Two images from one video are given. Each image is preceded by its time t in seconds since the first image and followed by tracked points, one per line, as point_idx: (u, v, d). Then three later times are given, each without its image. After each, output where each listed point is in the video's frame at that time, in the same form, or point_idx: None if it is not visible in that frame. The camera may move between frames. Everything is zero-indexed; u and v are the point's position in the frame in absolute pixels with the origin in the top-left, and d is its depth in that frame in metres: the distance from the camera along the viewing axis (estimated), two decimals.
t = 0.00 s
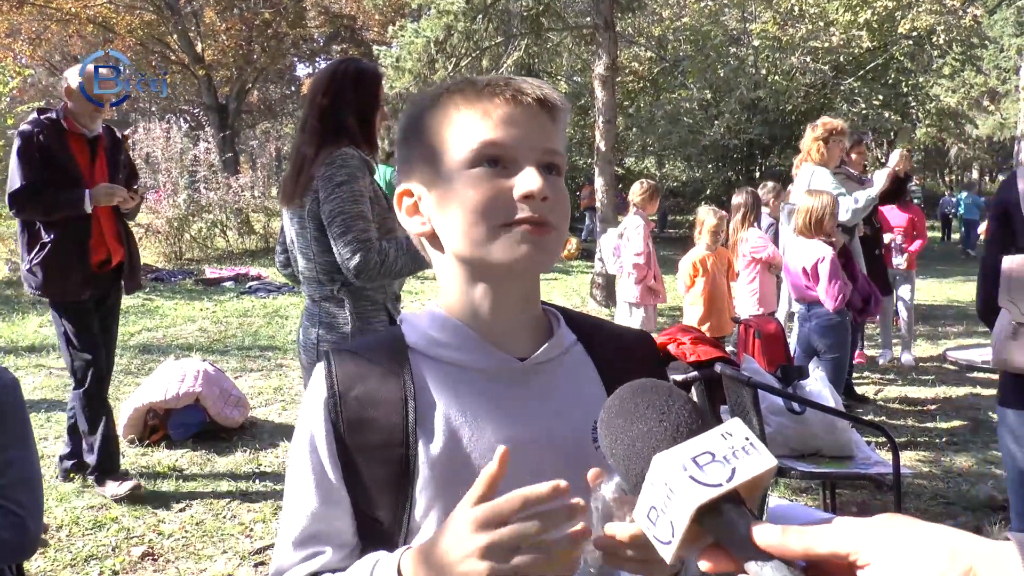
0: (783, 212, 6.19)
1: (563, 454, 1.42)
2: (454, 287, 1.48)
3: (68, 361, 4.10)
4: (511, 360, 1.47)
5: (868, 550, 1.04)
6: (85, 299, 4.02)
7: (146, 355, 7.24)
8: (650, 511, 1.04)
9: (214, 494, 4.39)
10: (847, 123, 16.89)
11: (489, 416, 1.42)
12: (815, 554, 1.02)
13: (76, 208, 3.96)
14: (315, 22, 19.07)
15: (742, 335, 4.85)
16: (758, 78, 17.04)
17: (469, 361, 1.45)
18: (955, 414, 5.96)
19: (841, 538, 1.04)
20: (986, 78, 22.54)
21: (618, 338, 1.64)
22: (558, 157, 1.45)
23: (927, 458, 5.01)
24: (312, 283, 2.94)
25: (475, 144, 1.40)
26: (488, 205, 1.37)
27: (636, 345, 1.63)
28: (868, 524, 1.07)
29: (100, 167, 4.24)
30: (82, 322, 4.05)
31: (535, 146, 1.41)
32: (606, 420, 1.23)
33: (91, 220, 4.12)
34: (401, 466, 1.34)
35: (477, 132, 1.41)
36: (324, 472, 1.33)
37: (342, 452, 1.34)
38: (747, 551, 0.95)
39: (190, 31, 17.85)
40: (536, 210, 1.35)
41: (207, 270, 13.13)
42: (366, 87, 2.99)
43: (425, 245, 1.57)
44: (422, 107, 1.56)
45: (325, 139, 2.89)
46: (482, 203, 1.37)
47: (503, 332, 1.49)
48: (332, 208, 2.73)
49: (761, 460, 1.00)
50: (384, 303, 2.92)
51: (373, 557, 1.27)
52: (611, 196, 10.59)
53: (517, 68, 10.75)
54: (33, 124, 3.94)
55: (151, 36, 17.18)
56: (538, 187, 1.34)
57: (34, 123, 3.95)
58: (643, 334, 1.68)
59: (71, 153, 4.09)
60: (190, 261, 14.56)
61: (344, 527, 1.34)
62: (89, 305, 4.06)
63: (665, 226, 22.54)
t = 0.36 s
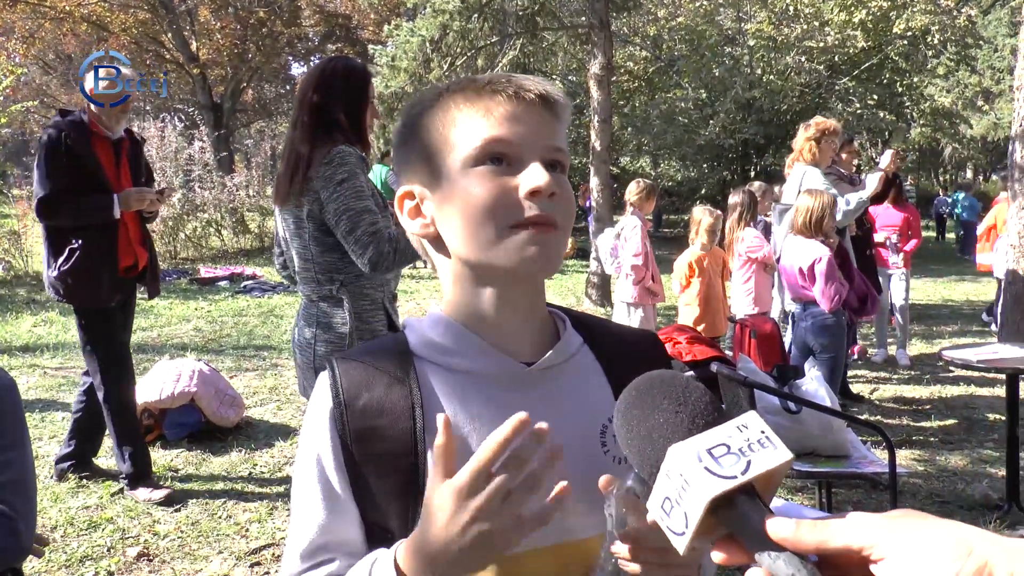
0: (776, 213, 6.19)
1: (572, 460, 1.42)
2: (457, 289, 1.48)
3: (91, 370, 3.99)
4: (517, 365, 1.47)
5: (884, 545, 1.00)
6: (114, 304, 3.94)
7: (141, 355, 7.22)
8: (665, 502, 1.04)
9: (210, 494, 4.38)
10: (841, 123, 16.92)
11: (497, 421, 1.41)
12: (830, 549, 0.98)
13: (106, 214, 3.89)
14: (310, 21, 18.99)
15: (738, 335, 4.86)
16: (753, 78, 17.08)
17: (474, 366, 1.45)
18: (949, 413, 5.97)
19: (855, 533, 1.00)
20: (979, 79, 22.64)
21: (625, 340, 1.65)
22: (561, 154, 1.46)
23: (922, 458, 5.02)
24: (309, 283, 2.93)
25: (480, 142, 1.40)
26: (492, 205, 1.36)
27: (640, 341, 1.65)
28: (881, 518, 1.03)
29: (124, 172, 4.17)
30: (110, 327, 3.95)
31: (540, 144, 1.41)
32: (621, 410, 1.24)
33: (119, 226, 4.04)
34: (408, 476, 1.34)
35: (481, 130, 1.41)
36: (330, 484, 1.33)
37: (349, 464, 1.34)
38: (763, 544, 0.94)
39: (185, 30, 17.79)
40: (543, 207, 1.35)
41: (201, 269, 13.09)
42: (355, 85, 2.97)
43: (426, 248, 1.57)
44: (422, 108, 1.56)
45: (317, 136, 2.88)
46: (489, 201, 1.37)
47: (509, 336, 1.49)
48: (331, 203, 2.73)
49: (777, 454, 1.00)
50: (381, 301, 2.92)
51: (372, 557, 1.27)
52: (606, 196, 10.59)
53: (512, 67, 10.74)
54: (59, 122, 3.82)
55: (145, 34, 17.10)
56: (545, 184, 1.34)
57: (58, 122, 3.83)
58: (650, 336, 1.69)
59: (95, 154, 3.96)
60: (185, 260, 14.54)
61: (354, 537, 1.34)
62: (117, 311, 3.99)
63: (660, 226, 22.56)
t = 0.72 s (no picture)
0: (770, 214, 6.22)
1: (565, 461, 1.42)
2: (444, 291, 1.48)
3: (111, 372, 3.89)
4: (507, 367, 1.47)
5: (896, 538, 1.04)
6: (143, 304, 3.88)
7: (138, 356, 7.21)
8: (677, 497, 1.05)
9: (209, 494, 4.38)
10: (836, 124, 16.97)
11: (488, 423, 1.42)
12: (842, 541, 1.01)
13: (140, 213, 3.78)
14: (306, 22, 18.97)
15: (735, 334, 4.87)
16: (749, 78, 17.15)
17: (462, 370, 1.45)
18: (945, 412, 5.99)
19: (868, 527, 1.04)
20: (974, 80, 22.75)
21: (613, 340, 1.66)
22: (550, 160, 1.46)
23: (918, 456, 5.04)
24: (307, 282, 2.94)
25: (468, 146, 1.40)
26: (479, 209, 1.37)
27: (636, 343, 1.67)
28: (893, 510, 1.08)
29: (151, 171, 4.09)
30: (135, 329, 3.87)
31: (529, 151, 1.41)
32: (637, 406, 1.27)
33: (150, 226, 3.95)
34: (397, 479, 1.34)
35: (469, 135, 1.41)
36: (316, 489, 1.34)
37: (336, 469, 1.34)
38: (774, 538, 0.95)
39: (181, 31, 17.77)
40: (531, 215, 1.36)
41: (199, 270, 13.05)
42: (350, 84, 2.96)
43: (412, 247, 1.57)
44: (414, 105, 1.56)
45: (311, 132, 2.87)
46: (477, 207, 1.37)
47: (496, 338, 1.50)
48: (338, 197, 2.73)
49: (788, 448, 1.01)
50: (377, 299, 2.93)
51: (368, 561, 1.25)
52: (602, 196, 10.61)
53: (508, 68, 10.77)
54: (92, 118, 3.72)
55: (141, 35, 17.06)
56: (533, 192, 1.35)
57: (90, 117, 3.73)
58: (636, 335, 1.71)
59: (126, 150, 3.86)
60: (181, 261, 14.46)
61: (346, 539, 1.34)
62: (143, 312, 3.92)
63: (656, 227, 22.59)
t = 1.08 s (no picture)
0: (767, 213, 6.24)
1: (548, 478, 1.39)
2: (428, 307, 1.46)
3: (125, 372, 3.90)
4: (494, 379, 1.43)
5: (905, 538, 1.07)
6: (162, 309, 3.83)
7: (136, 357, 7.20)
8: (686, 502, 1.06)
9: (208, 494, 4.38)
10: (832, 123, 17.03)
11: (472, 437, 1.38)
12: (853, 543, 1.04)
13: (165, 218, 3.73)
14: (301, 22, 18.91)
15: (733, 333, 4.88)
16: (744, 78, 17.19)
17: (447, 383, 1.41)
18: (942, 409, 6.01)
19: (878, 527, 1.06)
20: (967, 78, 22.86)
21: (606, 350, 1.60)
22: (538, 178, 1.44)
23: (916, 453, 5.05)
24: (309, 280, 2.95)
25: (454, 164, 1.38)
26: (464, 228, 1.35)
27: (629, 354, 1.60)
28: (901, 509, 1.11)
29: (179, 174, 4.02)
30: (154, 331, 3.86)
31: (517, 168, 1.39)
32: (645, 407, 1.27)
33: (175, 230, 3.89)
34: (382, 492, 1.34)
35: (457, 151, 1.39)
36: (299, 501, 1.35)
37: (319, 481, 1.34)
38: (784, 541, 0.97)
39: (176, 31, 17.73)
40: (515, 236, 1.35)
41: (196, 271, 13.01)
42: (344, 82, 2.93)
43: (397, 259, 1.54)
44: (398, 119, 1.52)
45: (309, 128, 2.87)
46: (462, 226, 1.35)
47: (486, 352, 1.45)
48: (345, 189, 2.75)
49: (797, 450, 1.01)
50: (380, 295, 2.93)
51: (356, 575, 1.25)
52: (598, 195, 10.62)
53: (504, 67, 10.77)
54: (119, 121, 3.68)
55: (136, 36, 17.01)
56: (518, 213, 1.34)
57: (117, 119, 3.68)
58: (628, 345, 1.65)
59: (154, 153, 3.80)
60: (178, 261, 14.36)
61: (327, 547, 1.36)
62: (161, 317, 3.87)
63: (652, 226, 22.62)
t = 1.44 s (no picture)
0: (768, 209, 6.25)
1: (539, 480, 1.39)
2: (423, 308, 1.45)
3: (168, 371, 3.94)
4: (486, 380, 1.42)
5: (918, 546, 1.11)
6: (206, 312, 3.86)
7: (133, 360, 7.18)
8: (695, 513, 1.11)
9: (208, 497, 4.38)
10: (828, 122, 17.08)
11: (463, 439, 1.37)
12: (862, 551, 1.08)
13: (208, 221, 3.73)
14: (297, 24, 18.92)
15: (732, 333, 4.88)
16: (740, 77, 17.01)
17: (440, 384, 1.40)
18: (940, 408, 6.03)
19: (890, 535, 1.11)
20: (963, 77, 22.95)
21: (600, 352, 1.57)
22: (533, 179, 1.43)
23: (916, 452, 5.06)
24: (310, 282, 2.96)
25: (447, 165, 1.37)
26: (459, 231, 1.35)
27: (625, 362, 1.57)
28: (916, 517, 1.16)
29: (223, 177, 4.00)
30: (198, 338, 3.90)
31: (511, 169, 1.38)
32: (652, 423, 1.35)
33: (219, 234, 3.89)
34: (373, 491, 1.34)
35: (451, 152, 1.38)
36: (290, 500, 1.35)
37: (312, 480, 1.34)
38: (796, 551, 1.01)
39: (172, 33, 17.70)
40: (509, 237, 1.34)
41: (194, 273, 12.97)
42: (341, 85, 2.88)
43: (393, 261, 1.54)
44: (392, 121, 1.52)
45: (308, 128, 2.86)
46: (456, 226, 1.35)
47: (480, 352, 1.44)
48: (346, 188, 2.74)
49: (803, 459, 1.06)
50: (381, 293, 2.93)
51: None
52: (596, 195, 10.63)
53: (500, 68, 10.77)
54: (161, 126, 3.70)
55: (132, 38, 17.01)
56: (512, 215, 1.34)
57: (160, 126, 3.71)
58: (624, 349, 1.62)
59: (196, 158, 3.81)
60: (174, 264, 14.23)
61: (317, 545, 1.36)
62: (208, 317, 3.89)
63: (649, 227, 22.64)
